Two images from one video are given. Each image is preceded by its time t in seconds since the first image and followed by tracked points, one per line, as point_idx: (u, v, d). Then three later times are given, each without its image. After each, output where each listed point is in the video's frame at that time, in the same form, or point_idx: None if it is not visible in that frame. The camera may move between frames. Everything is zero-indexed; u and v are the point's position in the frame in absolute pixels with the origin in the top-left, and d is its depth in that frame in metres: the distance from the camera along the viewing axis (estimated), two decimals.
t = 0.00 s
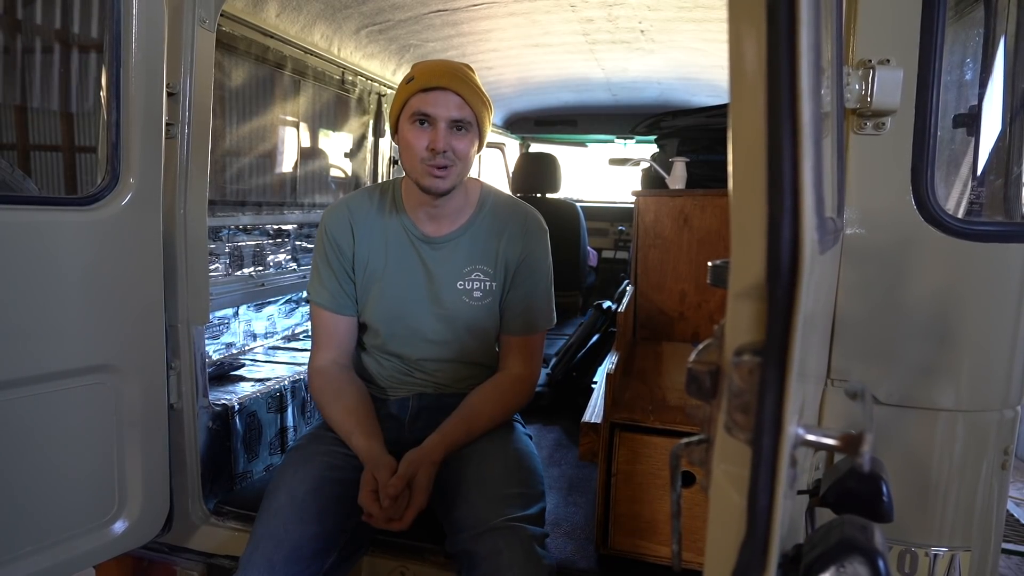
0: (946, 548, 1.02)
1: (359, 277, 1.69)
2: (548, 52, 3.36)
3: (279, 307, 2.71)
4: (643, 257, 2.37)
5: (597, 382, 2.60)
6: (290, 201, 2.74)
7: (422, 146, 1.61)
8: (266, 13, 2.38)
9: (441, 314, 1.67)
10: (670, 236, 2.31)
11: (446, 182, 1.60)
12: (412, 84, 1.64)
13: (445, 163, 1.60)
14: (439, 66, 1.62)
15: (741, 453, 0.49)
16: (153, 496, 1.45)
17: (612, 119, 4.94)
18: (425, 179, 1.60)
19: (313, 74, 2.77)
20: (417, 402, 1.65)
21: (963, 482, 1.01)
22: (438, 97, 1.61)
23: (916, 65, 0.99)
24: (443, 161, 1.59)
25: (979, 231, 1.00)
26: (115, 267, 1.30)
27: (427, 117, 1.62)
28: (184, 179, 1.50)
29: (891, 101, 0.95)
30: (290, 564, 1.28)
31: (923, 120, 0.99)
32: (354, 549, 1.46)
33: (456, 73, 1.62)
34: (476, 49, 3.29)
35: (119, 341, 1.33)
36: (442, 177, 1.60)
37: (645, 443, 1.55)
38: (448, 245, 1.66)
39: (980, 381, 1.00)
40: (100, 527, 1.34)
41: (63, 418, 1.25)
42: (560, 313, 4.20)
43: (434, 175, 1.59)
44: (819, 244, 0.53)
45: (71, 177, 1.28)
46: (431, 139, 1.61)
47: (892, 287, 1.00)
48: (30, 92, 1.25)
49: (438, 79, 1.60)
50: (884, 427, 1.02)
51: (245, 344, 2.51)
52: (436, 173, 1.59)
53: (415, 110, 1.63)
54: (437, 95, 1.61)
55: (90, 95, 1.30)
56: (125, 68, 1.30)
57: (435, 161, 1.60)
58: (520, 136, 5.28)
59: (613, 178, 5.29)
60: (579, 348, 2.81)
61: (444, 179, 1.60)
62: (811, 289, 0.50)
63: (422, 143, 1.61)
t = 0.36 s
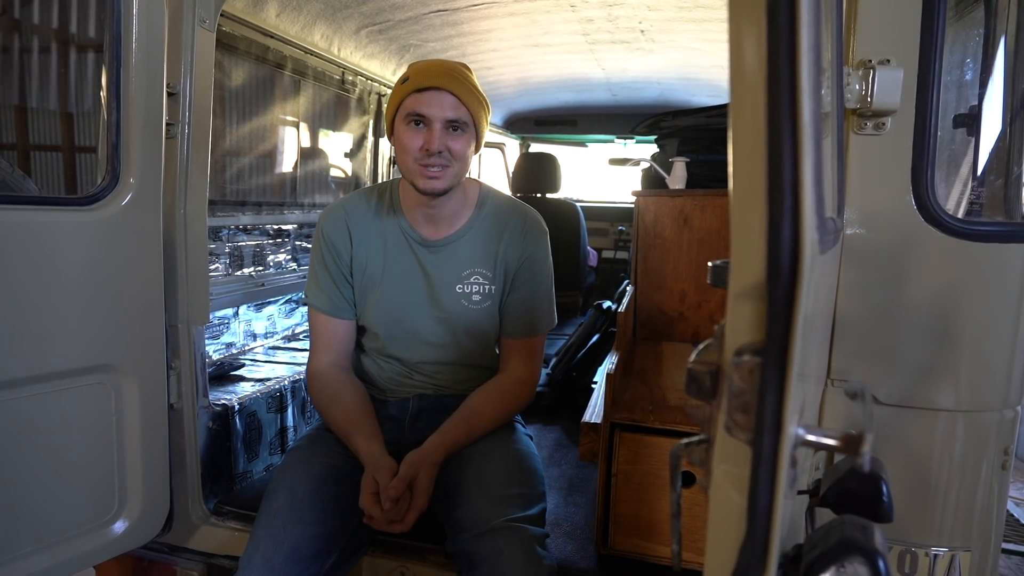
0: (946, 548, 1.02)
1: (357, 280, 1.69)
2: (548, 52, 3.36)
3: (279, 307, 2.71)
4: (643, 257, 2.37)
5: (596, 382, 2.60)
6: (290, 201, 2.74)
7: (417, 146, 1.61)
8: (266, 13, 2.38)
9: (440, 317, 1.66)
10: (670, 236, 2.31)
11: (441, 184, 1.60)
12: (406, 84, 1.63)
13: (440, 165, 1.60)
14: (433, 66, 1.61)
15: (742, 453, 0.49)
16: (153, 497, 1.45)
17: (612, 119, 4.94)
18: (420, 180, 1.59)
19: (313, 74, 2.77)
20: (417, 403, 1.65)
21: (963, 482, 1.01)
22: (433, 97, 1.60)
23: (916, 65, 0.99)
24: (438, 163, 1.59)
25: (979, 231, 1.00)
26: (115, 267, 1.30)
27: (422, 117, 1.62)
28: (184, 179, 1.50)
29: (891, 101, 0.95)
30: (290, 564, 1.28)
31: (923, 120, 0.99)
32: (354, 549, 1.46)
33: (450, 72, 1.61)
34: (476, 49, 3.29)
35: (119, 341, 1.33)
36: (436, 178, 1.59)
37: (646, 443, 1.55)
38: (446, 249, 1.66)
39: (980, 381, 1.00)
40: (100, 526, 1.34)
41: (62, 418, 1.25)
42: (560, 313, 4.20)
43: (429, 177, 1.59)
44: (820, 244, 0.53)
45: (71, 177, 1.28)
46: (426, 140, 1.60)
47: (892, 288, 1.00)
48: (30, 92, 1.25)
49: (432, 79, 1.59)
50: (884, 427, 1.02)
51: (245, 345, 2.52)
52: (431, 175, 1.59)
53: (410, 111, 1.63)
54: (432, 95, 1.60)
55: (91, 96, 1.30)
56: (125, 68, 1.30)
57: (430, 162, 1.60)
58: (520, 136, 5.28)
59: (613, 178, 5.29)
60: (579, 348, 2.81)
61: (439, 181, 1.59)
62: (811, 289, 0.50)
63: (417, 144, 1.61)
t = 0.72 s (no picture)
0: (946, 548, 1.02)
1: (357, 280, 1.69)
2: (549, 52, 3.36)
3: (280, 307, 2.71)
4: (643, 258, 2.37)
5: (597, 382, 2.60)
6: (290, 201, 2.74)
7: (416, 147, 1.61)
8: (266, 13, 2.38)
9: (439, 317, 1.66)
10: (670, 236, 2.31)
11: (441, 185, 1.60)
12: (406, 84, 1.63)
13: (439, 166, 1.60)
14: (433, 66, 1.61)
15: (740, 453, 0.49)
16: (153, 497, 1.45)
17: (612, 119, 4.94)
18: (419, 181, 1.60)
19: (313, 74, 2.77)
20: (417, 403, 1.65)
21: (963, 482, 1.01)
22: (433, 97, 1.60)
23: (916, 65, 0.99)
24: (438, 164, 1.59)
25: (980, 231, 1.00)
26: (115, 267, 1.30)
27: (421, 118, 1.62)
28: (184, 180, 1.50)
29: (891, 101, 0.95)
30: (290, 564, 1.28)
31: (923, 120, 0.99)
32: (354, 549, 1.46)
33: (450, 72, 1.60)
34: (476, 49, 3.29)
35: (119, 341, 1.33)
36: (436, 179, 1.59)
37: (646, 443, 1.55)
38: (445, 249, 1.65)
39: (980, 381, 1.00)
40: (100, 526, 1.34)
41: (62, 417, 1.25)
42: (560, 313, 4.20)
43: (428, 178, 1.59)
44: (818, 245, 0.53)
45: (71, 177, 1.28)
46: (426, 141, 1.60)
47: (892, 288, 1.00)
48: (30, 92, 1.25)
49: (432, 80, 1.59)
50: (883, 427, 1.02)
51: (245, 344, 2.52)
52: (430, 176, 1.59)
53: (409, 111, 1.62)
54: (432, 95, 1.60)
55: (91, 96, 1.30)
56: (125, 68, 1.30)
57: (429, 163, 1.60)
58: (520, 136, 5.28)
59: (613, 178, 5.29)
60: (579, 348, 2.81)
61: (438, 182, 1.59)
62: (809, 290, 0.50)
63: (416, 144, 1.61)
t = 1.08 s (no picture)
0: (946, 548, 1.02)
1: (354, 277, 1.69)
2: (549, 52, 3.36)
3: (280, 307, 2.71)
4: (643, 258, 2.37)
5: (597, 382, 2.60)
6: (290, 201, 2.74)
7: (417, 140, 1.61)
8: (266, 13, 2.38)
9: (437, 313, 1.66)
10: (670, 235, 2.31)
11: (444, 178, 1.60)
12: (404, 79, 1.63)
13: (441, 159, 1.60)
14: (431, 61, 1.62)
15: (740, 453, 0.49)
16: (153, 496, 1.45)
17: (612, 119, 4.94)
18: (423, 175, 1.59)
19: (313, 74, 2.77)
20: (417, 403, 1.66)
21: (963, 483, 1.01)
22: (433, 91, 1.61)
23: (917, 65, 0.98)
24: (440, 157, 1.60)
25: (980, 231, 1.00)
26: (115, 267, 1.30)
27: (422, 112, 1.62)
28: (184, 179, 1.50)
29: (891, 101, 0.95)
30: (290, 565, 1.28)
31: (923, 120, 0.99)
32: (354, 549, 1.47)
33: (448, 66, 1.62)
34: (476, 49, 3.29)
35: (119, 341, 1.33)
36: (439, 171, 1.60)
37: (646, 443, 1.55)
38: (443, 245, 1.65)
39: (980, 381, 1.00)
40: (100, 526, 1.34)
41: (62, 417, 1.25)
42: (560, 313, 4.20)
43: (431, 170, 1.59)
44: (818, 245, 0.53)
45: (71, 177, 1.28)
46: (427, 134, 1.60)
47: (891, 289, 1.00)
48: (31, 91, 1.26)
49: (432, 74, 1.60)
50: (883, 427, 1.02)
51: (245, 344, 2.52)
52: (433, 169, 1.59)
53: (409, 106, 1.62)
54: (432, 89, 1.61)
55: (91, 96, 1.30)
56: (125, 68, 1.30)
57: (431, 156, 1.60)
58: (520, 136, 5.28)
59: (613, 178, 5.29)
60: (579, 348, 2.80)
61: (441, 174, 1.59)
62: (809, 290, 0.50)
63: (417, 138, 1.61)
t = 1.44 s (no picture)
0: (946, 548, 1.02)
1: (349, 273, 1.69)
2: (549, 52, 3.36)
3: (280, 307, 2.71)
4: (642, 257, 2.36)
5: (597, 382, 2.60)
6: (290, 201, 2.75)
7: (409, 135, 1.64)
8: (266, 13, 2.38)
9: (431, 297, 1.64)
10: (670, 236, 2.31)
11: (439, 170, 1.62)
12: (392, 76, 1.66)
13: (434, 151, 1.62)
14: (417, 58, 1.67)
15: (739, 452, 0.49)
16: (153, 496, 1.45)
17: (612, 119, 4.94)
18: (413, 168, 1.60)
19: (313, 74, 2.77)
20: (417, 402, 1.65)
21: (963, 483, 1.01)
22: (422, 87, 1.65)
23: (917, 65, 0.99)
24: (432, 149, 1.62)
25: (980, 231, 1.00)
26: (115, 267, 1.30)
27: (411, 108, 1.65)
28: (184, 180, 1.50)
29: (891, 101, 0.96)
30: (289, 565, 1.28)
31: (923, 120, 0.99)
32: (354, 549, 1.47)
33: (435, 63, 1.67)
34: (476, 49, 3.29)
35: (119, 341, 1.33)
36: (429, 164, 1.61)
37: (646, 442, 1.57)
38: (432, 229, 1.64)
39: (980, 381, 1.00)
40: (100, 526, 1.34)
41: (63, 418, 1.26)
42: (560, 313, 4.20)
43: (427, 163, 1.60)
44: (817, 243, 0.53)
45: (71, 177, 1.28)
46: (418, 129, 1.64)
47: (891, 289, 1.00)
48: (31, 91, 1.26)
49: (420, 69, 1.64)
50: (884, 427, 1.02)
51: (245, 345, 2.51)
52: (428, 161, 1.61)
53: (398, 102, 1.66)
54: (420, 85, 1.65)
55: (91, 95, 1.30)
56: (125, 68, 1.30)
57: (423, 149, 1.62)
58: (520, 136, 5.28)
59: (613, 178, 5.29)
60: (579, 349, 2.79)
61: (437, 166, 1.61)
62: (809, 290, 0.50)
63: (408, 133, 1.65)
